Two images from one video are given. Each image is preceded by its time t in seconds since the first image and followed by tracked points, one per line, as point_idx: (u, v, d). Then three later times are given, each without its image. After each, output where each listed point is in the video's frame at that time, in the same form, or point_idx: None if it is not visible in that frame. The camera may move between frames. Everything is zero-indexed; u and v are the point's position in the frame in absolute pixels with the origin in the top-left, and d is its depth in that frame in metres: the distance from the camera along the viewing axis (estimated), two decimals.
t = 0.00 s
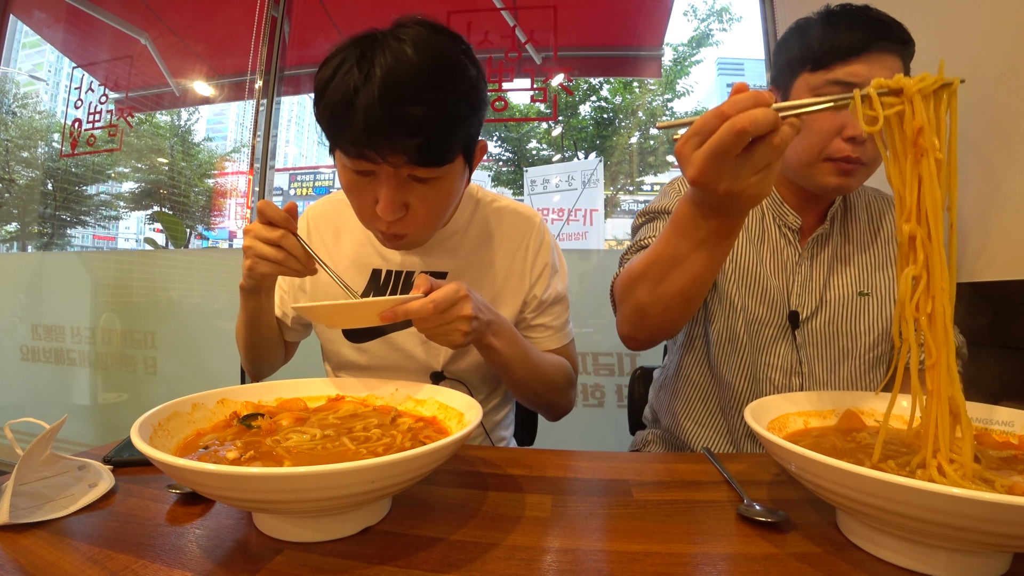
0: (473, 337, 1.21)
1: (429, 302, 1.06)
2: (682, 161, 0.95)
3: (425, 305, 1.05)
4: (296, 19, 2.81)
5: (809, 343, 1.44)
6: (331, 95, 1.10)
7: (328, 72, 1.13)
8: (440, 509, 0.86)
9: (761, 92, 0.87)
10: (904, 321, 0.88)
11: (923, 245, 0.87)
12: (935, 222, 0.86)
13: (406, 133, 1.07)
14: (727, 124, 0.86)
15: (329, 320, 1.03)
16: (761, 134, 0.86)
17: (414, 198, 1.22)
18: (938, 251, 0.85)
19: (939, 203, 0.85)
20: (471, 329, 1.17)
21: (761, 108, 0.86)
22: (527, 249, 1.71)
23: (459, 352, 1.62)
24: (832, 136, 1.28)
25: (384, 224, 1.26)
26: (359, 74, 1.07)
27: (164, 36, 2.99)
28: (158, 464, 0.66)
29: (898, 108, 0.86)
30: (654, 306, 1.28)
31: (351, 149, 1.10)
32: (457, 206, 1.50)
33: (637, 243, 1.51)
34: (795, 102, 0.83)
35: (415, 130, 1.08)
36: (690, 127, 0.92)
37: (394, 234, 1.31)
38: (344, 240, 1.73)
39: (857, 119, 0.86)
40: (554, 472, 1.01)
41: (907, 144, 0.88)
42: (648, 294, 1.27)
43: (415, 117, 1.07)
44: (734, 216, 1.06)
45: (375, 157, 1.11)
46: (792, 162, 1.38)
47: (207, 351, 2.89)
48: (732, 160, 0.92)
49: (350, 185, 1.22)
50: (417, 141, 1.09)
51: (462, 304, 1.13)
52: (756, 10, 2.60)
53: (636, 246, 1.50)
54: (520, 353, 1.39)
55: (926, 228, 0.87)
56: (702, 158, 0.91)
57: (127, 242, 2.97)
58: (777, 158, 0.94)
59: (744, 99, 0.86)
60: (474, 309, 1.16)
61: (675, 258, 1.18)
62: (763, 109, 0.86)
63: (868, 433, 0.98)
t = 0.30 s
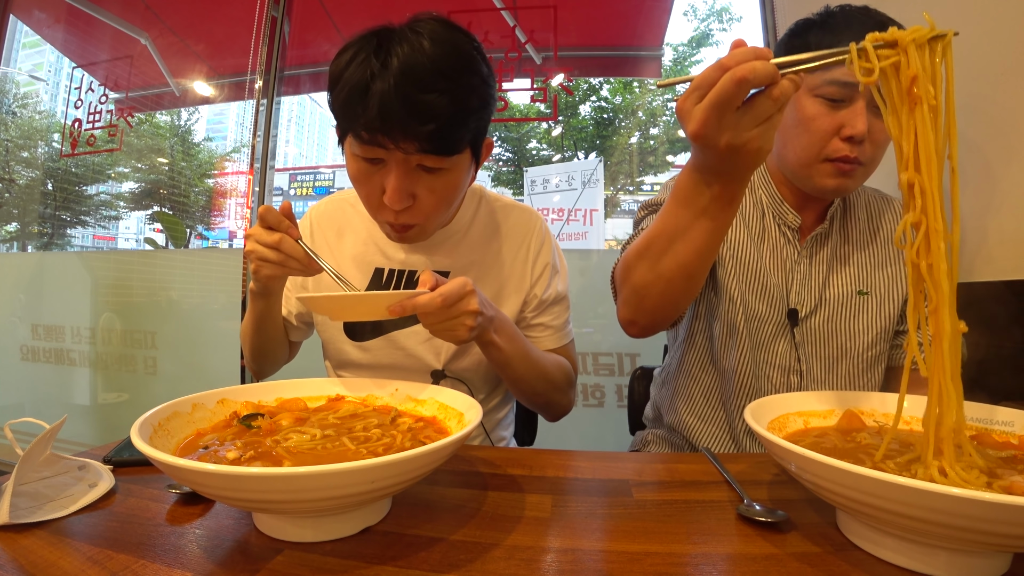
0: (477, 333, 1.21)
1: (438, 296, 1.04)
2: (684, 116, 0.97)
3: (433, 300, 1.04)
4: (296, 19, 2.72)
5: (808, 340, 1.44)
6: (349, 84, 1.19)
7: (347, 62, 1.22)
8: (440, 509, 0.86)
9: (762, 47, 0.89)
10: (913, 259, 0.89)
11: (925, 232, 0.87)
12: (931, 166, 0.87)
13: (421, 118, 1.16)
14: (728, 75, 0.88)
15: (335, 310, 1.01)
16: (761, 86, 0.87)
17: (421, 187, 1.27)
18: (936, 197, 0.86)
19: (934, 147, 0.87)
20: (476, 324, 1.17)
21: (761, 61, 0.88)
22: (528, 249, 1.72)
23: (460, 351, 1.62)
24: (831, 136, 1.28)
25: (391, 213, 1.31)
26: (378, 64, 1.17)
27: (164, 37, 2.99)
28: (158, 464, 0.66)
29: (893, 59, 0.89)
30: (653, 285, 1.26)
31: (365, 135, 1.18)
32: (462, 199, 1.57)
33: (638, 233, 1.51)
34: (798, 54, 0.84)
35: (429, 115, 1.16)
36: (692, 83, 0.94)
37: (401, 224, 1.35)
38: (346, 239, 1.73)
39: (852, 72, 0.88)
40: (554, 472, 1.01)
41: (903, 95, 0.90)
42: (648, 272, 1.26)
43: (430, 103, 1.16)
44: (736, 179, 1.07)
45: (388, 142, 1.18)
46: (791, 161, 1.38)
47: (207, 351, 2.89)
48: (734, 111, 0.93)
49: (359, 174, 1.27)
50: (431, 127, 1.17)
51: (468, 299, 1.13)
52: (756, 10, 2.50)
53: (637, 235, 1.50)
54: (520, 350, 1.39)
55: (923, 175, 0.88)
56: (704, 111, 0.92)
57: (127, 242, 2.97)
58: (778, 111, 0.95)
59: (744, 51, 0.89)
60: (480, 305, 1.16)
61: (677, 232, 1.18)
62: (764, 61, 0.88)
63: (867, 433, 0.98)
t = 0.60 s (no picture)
0: (474, 331, 1.21)
1: (434, 293, 1.05)
2: (687, 100, 0.96)
3: (429, 297, 1.04)
4: (296, 19, 2.72)
5: (809, 342, 1.44)
6: (354, 78, 1.19)
7: (353, 54, 1.23)
8: (441, 509, 0.86)
9: (764, 32, 0.89)
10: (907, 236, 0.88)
11: (923, 235, 0.88)
12: (929, 149, 0.88)
13: (425, 111, 1.16)
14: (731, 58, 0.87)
15: (334, 306, 1.02)
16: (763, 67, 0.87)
17: (424, 180, 1.28)
18: (933, 182, 0.87)
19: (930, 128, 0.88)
20: (474, 322, 1.17)
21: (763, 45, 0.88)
22: (528, 248, 1.72)
23: (458, 351, 1.62)
24: (831, 138, 1.28)
25: (393, 206, 1.31)
26: (384, 58, 1.18)
27: (165, 37, 2.99)
28: (158, 464, 0.66)
29: (891, 43, 0.89)
30: (653, 276, 1.26)
31: (370, 127, 1.18)
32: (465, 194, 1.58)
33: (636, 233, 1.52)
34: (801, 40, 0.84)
35: (434, 108, 1.17)
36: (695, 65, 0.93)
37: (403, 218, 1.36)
38: (347, 240, 1.73)
39: (851, 56, 0.88)
40: (554, 472, 1.01)
41: (901, 82, 0.90)
42: (647, 264, 1.26)
43: (435, 95, 1.17)
44: (737, 165, 1.06)
45: (393, 134, 1.18)
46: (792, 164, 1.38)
47: (206, 352, 2.88)
48: (737, 95, 0.92)
49: (362, 167, 1.27)
50: (435, 119, 1.18)
51: (465, 296, 1.13)
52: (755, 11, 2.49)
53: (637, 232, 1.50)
54: (520, 349, 1.39)
55: (920, 157, 0.89)
56: (707, 94, 0.91)
57: (127, 242, 2.97)
58: (780, 94, 0.95)
59: (748, 36, 0.88)
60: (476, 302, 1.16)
61: (677, 221, 1.18)
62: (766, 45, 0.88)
63: (869, 433, 0.98)
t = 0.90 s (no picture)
0: (471, 327, 1.21)
1: (428, 289, 1.05)
2: (702, 215, 0.94)
3: (425, 293, 1.05)
4: (296, 19, 2.72)
5: (817, 352, 1.44)
6: (354, 76, 1.19)
7: (352, 53, 1.23)
8: (441, 509, 0.86)
9: (790, 154, 0.86)
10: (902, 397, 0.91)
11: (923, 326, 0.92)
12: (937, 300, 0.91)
13: (424, 108, 1.17)
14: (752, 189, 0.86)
15: (330, 307, 1.03)
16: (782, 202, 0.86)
17: (423, 178, 1.28)
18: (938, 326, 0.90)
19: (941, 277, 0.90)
20: (470, 318, 1.17)
21: (783, 171, 0.85)
22: (526, 247, 1.72)
23: (458, 348, 1.62)
24: (834, 143, 1.25)
25: (393, 204, 1.31)
26: (383, 56, 1.18)
27: (164, 37, 2.99)
28: (158, 464, 0.66)
29: (909, 184, 0.90)
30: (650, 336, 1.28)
31: (369, 124, 1.19)
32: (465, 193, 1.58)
33: (634, 258, 1.52)
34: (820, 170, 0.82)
35: (433, 105, 1.17)
36: (712, 185, 0.91)
37: (403, 216, 1.36)
38: (347, 240, 1.73)
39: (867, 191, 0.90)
40: (554, 472, 1.01)
41: (914, 224, 0.92)
42: (645, 323, 1.27)
43: (434, 93, 1.17)
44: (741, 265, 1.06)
45: (392, 132, 1.19)
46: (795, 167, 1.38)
47: (207, 352, 2.88)
48: (753, 223, 0.90)
49: (362, 166, 1.28)
50: (434, 117, 1.18)
51: (461, 293, 1.13)
52: (756, 10, 2.47)
53: (633, 261, 1.50)
54: (517, 346, 1.40)
55: (929, 306, 0.91)
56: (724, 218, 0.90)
57: (127, 242, 2.97)
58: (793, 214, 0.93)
59: (768, 162, 0.86)
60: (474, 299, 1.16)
61: (676, 293, 1.17)
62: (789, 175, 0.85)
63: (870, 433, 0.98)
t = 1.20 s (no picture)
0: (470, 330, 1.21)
1: (428, 294, 1.04)
2: (715, 283, 0.94)
3: (424, 299, 1.04)
4: (296, 19, 2.71)
5: (826, 366, 1.42)
6: (352, 78, 1.19)
7: (351, 54, 1.23)
8: (440, 509, 0.86)
9: (802, 227, 0.86)
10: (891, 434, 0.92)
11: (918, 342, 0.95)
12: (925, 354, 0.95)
13: (424, 109, 1.17)
14: (771, 263, 0.85)
15: (330, 310, 1.02)
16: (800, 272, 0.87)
17: (422, 178, 1.28)
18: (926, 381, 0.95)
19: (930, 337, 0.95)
20: (470, 321, 1.17)
21: (799, 241, 0.86)
22: (526, 248, 1.71)
23: (458, 348, 1.62)
24: (842, 147, 1.25)
25: (392, 205, 1.31)
26: (382, 58, 1.18)
27: (164, 37, 2.98)
28: (158, 464, 0.66)
29: (906, 250, 0.94)
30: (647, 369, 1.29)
31: (369, 125, 1.19)
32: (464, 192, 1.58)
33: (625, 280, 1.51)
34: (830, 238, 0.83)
35: (433, 106, 1.17)
36: (728, 256, 0.89)
37: (402, 216, 1.36)
38: (348, 241, 1.73)
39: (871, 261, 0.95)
40: (554, 472, 1.01)
41: (907, 286, 0.97)
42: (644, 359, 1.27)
43: (433, 94, 1.17)
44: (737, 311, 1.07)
45: (391, 133, 1.19)
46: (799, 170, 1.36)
47: (206, 352, 2.88)
48: (764, 294, 0.90)
49: (361, 167, 1.28)
50: (433, 117, 1.18)
51: (460, 297, 1.13)
52: (756, 10, 2.52)
53: (625, 287, 1.48)
54: (516, 346, 1.39)
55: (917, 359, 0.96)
56: (741, 289, 0.89)
57: (127, 242, 2.96)
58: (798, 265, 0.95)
59: (785, 236, 0.85)
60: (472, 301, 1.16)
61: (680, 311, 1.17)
62: (800, 247, 0.85)
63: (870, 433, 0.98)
